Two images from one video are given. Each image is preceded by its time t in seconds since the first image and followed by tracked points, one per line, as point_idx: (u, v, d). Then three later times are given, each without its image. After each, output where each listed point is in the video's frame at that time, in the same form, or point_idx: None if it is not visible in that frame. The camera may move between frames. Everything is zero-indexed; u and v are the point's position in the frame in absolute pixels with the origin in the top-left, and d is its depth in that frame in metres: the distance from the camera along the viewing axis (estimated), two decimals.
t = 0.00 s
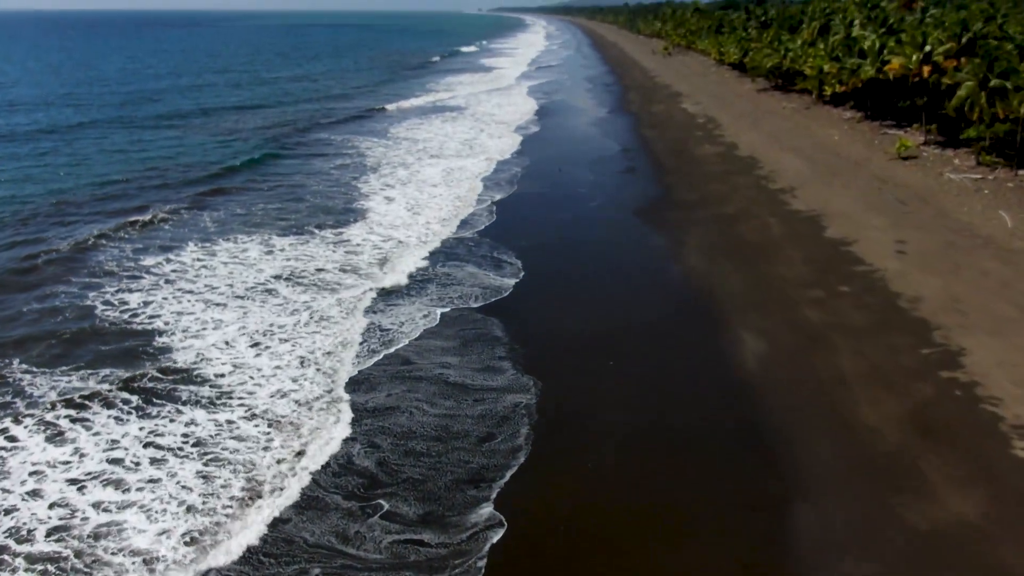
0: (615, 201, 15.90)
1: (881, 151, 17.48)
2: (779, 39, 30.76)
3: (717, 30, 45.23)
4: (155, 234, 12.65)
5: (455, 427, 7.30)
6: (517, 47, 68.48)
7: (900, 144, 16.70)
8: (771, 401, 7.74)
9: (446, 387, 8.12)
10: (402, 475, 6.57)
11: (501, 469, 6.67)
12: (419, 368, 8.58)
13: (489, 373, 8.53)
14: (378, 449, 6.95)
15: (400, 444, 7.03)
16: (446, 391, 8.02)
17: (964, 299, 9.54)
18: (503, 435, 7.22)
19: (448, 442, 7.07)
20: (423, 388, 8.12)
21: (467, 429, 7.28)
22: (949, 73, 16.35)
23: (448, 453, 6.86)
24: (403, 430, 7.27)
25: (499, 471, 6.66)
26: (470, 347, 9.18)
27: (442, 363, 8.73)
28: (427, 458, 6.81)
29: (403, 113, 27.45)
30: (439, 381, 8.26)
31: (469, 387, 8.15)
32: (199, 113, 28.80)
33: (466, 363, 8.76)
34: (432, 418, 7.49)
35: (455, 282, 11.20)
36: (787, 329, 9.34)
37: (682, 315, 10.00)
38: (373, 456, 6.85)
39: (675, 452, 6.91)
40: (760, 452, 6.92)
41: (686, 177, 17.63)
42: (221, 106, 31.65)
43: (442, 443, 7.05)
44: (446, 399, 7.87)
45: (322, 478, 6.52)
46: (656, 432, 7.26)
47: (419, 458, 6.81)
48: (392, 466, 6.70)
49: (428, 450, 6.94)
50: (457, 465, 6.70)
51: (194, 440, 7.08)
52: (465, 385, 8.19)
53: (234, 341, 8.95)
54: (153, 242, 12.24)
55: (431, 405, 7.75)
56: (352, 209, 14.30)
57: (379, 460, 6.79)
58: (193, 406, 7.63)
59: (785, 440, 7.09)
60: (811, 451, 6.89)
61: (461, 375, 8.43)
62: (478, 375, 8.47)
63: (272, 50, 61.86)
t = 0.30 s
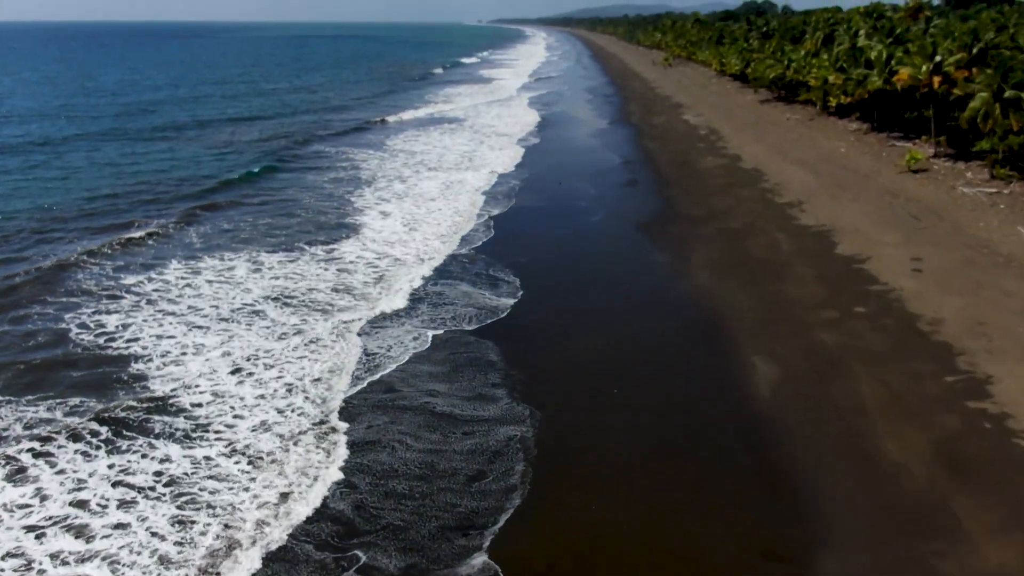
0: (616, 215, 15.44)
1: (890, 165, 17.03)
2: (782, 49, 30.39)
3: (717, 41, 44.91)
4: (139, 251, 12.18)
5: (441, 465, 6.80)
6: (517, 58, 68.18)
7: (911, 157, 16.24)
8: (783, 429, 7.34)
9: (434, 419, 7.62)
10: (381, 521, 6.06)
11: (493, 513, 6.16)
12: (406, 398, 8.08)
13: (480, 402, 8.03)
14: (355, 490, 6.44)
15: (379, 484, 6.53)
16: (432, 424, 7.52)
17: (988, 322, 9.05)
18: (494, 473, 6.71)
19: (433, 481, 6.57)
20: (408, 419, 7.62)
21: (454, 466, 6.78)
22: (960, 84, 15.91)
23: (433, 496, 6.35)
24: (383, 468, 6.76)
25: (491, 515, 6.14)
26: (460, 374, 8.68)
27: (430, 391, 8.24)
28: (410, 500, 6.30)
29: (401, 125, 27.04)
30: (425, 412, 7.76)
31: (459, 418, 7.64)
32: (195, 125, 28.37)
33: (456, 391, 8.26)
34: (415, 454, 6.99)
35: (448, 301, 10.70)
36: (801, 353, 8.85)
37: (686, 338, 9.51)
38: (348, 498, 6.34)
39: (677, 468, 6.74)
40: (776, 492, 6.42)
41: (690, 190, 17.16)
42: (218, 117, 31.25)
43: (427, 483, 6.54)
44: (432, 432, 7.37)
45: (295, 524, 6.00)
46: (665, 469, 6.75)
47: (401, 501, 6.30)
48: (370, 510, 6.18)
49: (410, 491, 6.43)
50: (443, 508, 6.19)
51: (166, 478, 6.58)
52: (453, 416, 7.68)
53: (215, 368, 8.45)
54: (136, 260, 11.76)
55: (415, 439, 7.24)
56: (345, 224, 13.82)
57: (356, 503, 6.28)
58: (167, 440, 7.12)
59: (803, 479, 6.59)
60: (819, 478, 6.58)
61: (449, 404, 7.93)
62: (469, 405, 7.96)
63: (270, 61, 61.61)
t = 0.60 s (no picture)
0: (616, 229, 14.98)
1: (899, 177, 16.57)
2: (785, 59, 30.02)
3: (718, 52, 44.64)
4: (120, 269, 11.70)
5: (424, 508, 6.28)
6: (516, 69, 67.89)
7: (921, 170, 15.79)
8: (796, 458, 6.94)
9: (419, 453, 7.12)
10: (357, 573, 5.54)
11: (483, 563, 5.64)
12: (390, 429, 7.57)
13: (469, 433, 7.52)
14: (330, 537, 5.92)
15: (355, 530, 6.01)
16: (416, 459, 7.02)
17: (1012, 347, 8.56)
18: (484, 516, 6.19)
19: (415, 526, 6.06)
20: (390, 454, 7.11)
21: (439, 509, 6.26)
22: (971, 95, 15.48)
23: (415, 543, 5.83)
24: (360, 511, 6.24)
25: (481, 565, 5.63)
26: (449, 401, 8.18)
27: (416, 421, 7.74)
28: (389, 548, 5.79)
29: (399, 136, 26.61)
30: (410, 445, 7.25)
31: (446, 452, 7.14)
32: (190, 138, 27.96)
33: (445, 421, 7.75)
34: (396, 495, 6.48)
35: (440, 322, 10.20)
36: (818, 382, 8.32)
37: (693, 363, 9.01)
38: (322, 545, 5.82)
39: (686, 496, 6.41)
40: (798, 537, 5.90)
41: (693, 204, 16.70)
42: (214, 129, 30.82)
43: (408, 528, 6.03)
44: (416, 469, 6.86)
45: None
46: (676, 509, 6.23)
47: (378, 550, 5.78)
48: (344, 560, 5.67)
49: (389, 537, 5.92)
50: (425, 558, 5.68)
51: (134, 522, 6.06)
52: (440, 450, 7.18)
53: (193, 395, 7.94)
54: (116, 278, 11.28)
55: (397, 477, 6.73)
56: (336, 240, 13.35)
57: (329, 552, 5.76)
58: (137, 478, 6.60)
59: (827, 522, 6.07)
60: (831, 510, 6.22)
61: (436, 436, 7.43)
62: (457, 436, 7.45)
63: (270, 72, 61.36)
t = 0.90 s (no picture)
0: (617, 244, 14.52)
1: (909, 190, 16.11)
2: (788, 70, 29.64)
3: (720, 63, 44.37)
4: (100, 287, 11.23)
5: (403, 556, 5.78)
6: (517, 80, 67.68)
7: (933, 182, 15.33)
8: (817, 497, 6.44)
9: (401, 491, 6.62)
10: None
11: None
12: (372, 463, 7.07)
13: (458, 467, 7.01)
14: None
15: None
16: (397, 498, 6.52)
17: None
18: (471, 564, 5.69)
19: None
20: (369, 492, 6.61)
21: (420, 556, 5.76)
22: (984, 105, 15.04)
23: None
24: (333, 559, 5.74)
25: None
26: (438, 431, 7.68)
27: (400, 454, 7.24)
28: None
29: (397, 149, 26.21)
30: (391, 482, 6.76)
31: (431, 490, 6.63)
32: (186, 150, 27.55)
33: (432, 454, 7.25)
34: (373, 541, 5.97)
35: (431, 343, 9.70)
36: (836, 409, 7.81)
37: (701, 389, 8.51)
38: None
39: (700, 540, 5.90)
40: None
41: (696, 218, 16.25)
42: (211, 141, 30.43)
43: None
44: (396, 510, 6.36)
45: None
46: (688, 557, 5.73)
47: None
48: None
49: None
50: None
51: (96, 572, 5.55)
52: (423, 487, 6.67)
53: (169, 426, 7.43)
54: (95, 296, 10.81)
55: (375, 520, 6.23)
56: (328, 255, 12.88)
57: None
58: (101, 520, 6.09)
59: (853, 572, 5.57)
60: (855, 556, 5.73)
61: (421, 471, 6.93)
62: (444, 471, 6.95)
63: (270, 83, 61.10)
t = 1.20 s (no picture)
0: (618, 259, 14.04)
1: (920, 204, 15.64)
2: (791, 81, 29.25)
3: (721, 75, 44.09)
4: (78, 305, 10.74)
5: None
6: (517, 92, 67.38)
7: (946, 195, 14.85)
8: (842, 544, 5.91)
9: (380, 534, 6.10)
10: None
11: None
12: (350, 501, 6.55)
13: (445, 505, 6.49)
14: None
15: None
16: (375, 542, 6.00)
17: None
18: None
19: None
20: (346, 535, 6.09)
21: None
22: (998, 116, 14.59)
23: None
24: None
25: None
26: (425, 464, 7.16)
27: (381, 491, 6.72)
28: None
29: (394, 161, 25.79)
30: (370, 524, 6.23)
31: (413, 532, 6.11)
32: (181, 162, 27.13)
33: (416, 490, 6.73)
34: None
35: (422, 366, 9.19)
36: (858, 443, 7.29)
37: (710, 417, 8.00)
38: None
39: None
40: None
41: (699, 232, 15.77)
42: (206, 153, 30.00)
43: None
44: (373, 556, 5.84)
45: None
46: None
47: None
48: None
49: None
50: None
51: None
52: (405, 529, 6.15)
53: (141, 460, 6.92)
54: (71, 315, 10.32)
55: (351, 568, 5.70)
56: (319, 272, 12.40)
57: None
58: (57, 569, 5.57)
59: None
60: None
61: (403, 510, 6.41)
62: (428, 510, 6.43)
63: (270, 94, 60.87)
